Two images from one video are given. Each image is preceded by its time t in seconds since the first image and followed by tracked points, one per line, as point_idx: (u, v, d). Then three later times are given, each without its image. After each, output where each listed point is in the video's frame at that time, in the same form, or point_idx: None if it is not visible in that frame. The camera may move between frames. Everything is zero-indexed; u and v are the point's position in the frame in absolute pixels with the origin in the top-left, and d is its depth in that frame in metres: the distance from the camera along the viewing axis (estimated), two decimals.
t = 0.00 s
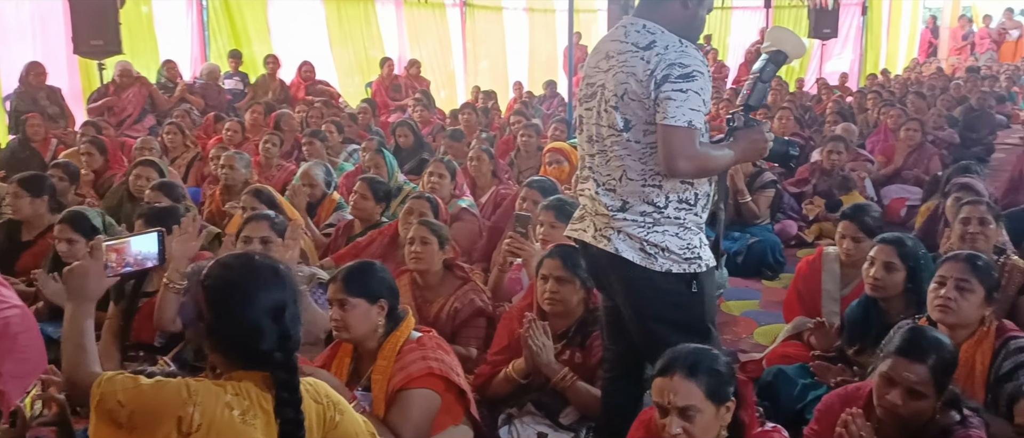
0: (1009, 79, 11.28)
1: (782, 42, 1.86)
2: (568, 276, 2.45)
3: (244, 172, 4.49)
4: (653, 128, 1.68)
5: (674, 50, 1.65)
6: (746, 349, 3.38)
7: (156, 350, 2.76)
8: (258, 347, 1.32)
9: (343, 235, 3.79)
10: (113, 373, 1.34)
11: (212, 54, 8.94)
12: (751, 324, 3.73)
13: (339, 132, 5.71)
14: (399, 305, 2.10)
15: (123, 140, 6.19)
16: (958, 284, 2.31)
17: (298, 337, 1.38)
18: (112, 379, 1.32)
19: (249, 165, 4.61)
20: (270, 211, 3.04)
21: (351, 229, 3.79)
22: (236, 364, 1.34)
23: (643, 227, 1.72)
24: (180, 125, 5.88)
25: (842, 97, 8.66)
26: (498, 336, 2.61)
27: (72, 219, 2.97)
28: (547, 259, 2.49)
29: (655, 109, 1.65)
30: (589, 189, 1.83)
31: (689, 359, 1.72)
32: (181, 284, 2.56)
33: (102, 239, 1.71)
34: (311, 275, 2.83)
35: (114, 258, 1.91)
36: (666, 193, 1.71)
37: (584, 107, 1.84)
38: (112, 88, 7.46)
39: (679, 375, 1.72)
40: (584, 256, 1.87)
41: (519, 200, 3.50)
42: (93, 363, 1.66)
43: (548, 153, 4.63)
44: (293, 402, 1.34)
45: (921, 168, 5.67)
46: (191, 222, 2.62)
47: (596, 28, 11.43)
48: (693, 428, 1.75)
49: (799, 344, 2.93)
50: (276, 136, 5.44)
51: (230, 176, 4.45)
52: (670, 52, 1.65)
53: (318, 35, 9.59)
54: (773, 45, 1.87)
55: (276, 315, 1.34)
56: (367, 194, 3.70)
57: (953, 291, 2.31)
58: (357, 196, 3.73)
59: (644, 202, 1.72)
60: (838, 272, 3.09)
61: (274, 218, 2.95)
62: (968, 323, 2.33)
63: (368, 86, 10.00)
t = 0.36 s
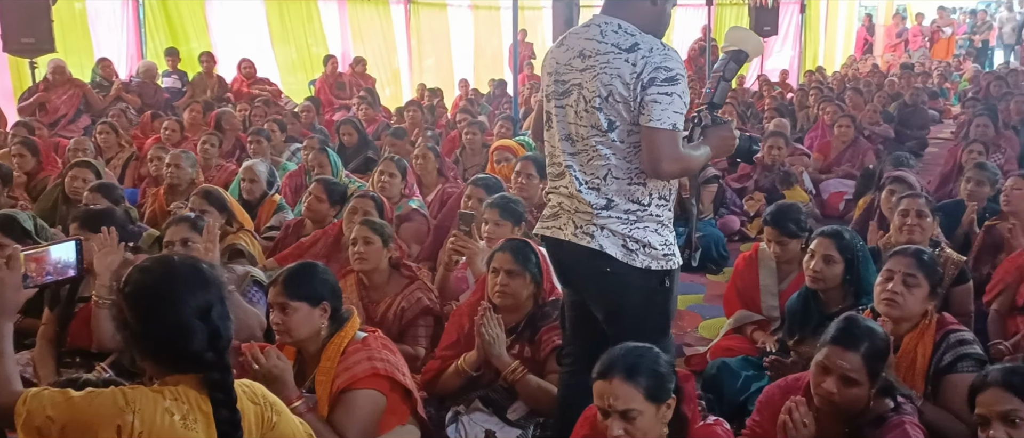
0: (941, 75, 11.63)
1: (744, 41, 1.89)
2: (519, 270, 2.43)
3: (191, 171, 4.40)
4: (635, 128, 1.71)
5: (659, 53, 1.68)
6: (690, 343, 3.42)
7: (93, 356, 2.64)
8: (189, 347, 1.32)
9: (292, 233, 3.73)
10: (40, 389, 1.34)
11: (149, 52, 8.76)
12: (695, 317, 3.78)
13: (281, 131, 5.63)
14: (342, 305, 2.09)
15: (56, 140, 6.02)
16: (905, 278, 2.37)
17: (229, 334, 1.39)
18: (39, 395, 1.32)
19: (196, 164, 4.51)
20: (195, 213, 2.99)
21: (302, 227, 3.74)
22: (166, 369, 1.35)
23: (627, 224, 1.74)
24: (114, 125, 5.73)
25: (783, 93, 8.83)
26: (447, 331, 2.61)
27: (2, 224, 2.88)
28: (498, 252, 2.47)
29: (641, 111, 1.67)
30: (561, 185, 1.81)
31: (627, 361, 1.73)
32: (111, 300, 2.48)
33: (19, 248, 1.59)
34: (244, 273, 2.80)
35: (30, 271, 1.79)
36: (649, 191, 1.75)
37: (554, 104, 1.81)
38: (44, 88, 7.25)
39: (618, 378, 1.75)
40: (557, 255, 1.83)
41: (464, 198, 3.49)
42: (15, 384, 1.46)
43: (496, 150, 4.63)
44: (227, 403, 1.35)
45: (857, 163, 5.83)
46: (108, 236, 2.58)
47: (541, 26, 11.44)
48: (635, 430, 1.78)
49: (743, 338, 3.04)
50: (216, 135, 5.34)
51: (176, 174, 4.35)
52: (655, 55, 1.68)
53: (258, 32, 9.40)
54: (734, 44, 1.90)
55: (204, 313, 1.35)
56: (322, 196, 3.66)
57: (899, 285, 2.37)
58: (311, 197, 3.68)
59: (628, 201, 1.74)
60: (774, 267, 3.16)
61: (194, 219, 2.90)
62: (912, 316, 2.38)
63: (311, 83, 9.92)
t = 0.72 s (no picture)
0: (878, 71, 11.93)
1: (709, 41, 2.08)
2: (473, 265, 2.43)
3: (142, 174, 4.32)
4: (614, 128, 1.77)
5: (641, 56, 1.75)
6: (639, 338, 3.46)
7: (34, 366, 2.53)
8: (133, 353, 1.34)
9: (239, 237, 3.68)
10: None
11: (86, 53, 8.59)
12: (644, 313, 3.82)
13: (224, 132, 5.54)
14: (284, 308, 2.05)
15: None
16: (846, 269, 2.43)
17: (175, 336, 1.42)
18: None
19: (147, 167, 4.44)
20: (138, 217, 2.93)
21: (249, 231, 3.69)
22: (112, 377, 1.36)
23: (605, 221, 1.81)
24: (51, 129, 5.59)
25: (726, 90, 8.96)
26: (400, 327, 2.60)
27: None
28: (452, 249, 2.47)
29: (624, 113, 1.74)
30: (535, 182, 1.84)
31: (574, 355, 1.76)
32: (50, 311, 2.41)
33: None
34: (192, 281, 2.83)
35: None
36: (624, 189, 1.83)
37: (528, 100, 1.84)
38: None
39: (565, 372, 1.77)
40: (530, 251, 1.87)
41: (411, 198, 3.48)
42: None
43: (444, 148, 4.62)
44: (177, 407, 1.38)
45: (798, 157, 5.95)
46: (45, 246, 2.55)
47: (489, 25, 11.44)
48: (583, 423, 1.80)
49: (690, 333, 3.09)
50: (158, 137, 5.24)
51: (128, 178, 4.27)
52: (637, 59, 1.74)
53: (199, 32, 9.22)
54: (699, 43, 2.08)
55: (147, 317, 1.37)
56: (268, 199, 3.65)
57: (841, 276, 2.43)
58: (257, 201, 3.67)
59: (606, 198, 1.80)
60: (718, 261, 3.21)
61: (137, 224, 2.85)
62: (852, 307, 2.44)
63: (255, 84, 9.76)
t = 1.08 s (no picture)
0: (812, 67, 12.23)
1: (656, 43, 2.28)
2: (415, 266, 2.43)
3: (78, 180, 4.22)
4: (575, 129, 1.89)
5: (604, 61, 1.88)
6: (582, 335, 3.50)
7: None
8: (94, 359, 1.46)
9: (166, 244, 3.66)
10: None
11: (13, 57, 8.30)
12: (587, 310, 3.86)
13: (158, 136, 5.42)
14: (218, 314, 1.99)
15: None
16: (770, 261, 2.48)
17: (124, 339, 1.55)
18: None
19: (81, 173, 4.33)
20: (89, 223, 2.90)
21: (176, 237, 3.66)
22: (69, 386, 1.46)
23: (563, 218, 1.92)
24: None
25: (664, 87, 9.09)
26: (342, 329, 2.58)
27: None
28: (394, 249, 2.46)
29: (589, 114, 1.87)
30: (493, 179, 1.91)
31: (515, 348, 1.79)
32: None
33: None
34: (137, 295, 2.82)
35: None
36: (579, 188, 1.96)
37: (485, 99, 1.89)
38: None
39: (506, 364, 1.79)
40: (489, 248, 1.95)
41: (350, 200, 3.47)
42: None
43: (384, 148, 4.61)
44: (134, 406, 1.55)
45: (735, 152, 6.08)
46: None
47: (429, 24, 11.39)
48: (524, 415, 1.80)
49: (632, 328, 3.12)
50: (90, 142, 5.12)
51: (63, 183, 4.17)
52: (601, 63, 1.87)
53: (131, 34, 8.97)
54: (648, 46, 2.26)
55: (106, 324, 1.49)
56: (190, 200, 3.54)
57: (765, 268, 2.48)
58: (178, 202, 3.56)
59: (565, 196, 1.92)
60: (661, 257, 3.27)
61: (90, 230, 2.81)
62: (779, 297, 2.51)
63: (191, 86, 9.56)
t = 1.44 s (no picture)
0: (748, 63, 12.47)
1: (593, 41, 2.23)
2: (349, 270, 2.39)
3: None
4: (518, 125, 1.90)
5: (542, 57, 1.89)
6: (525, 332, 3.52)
7: None
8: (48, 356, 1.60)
9: (94, 250, 3.56)
10: None
11: None
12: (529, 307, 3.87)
13: (88, 138, 5.27)
14: (142, 323, 1.94)
15: None
16: (703, 256, 2.53)
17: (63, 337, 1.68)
18: None
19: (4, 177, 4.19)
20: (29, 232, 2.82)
21: (103, 243, 3.57)
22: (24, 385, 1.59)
23: (511, 211, 1.93)
24: None
25: (604, 84, 9.17)
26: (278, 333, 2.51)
27: None
28: (329, 253, 2.43)
29: (531, 109, 1.88)
30: (441, 179, 1.90)
31: (451, 344, 1.79)
32: None
33: None
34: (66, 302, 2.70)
35: None
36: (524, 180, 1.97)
37: (429, 101, 1.88)
38: None
39: (443, 360, 1.79)
40: (437, 246, 1.94)
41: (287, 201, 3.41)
42: None
43: (321, 149, 4.55)
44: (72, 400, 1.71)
45: (673, 148, 6.17)
46: None
47: (368, 22, 11.29)
48: (461, 410, 1.79)
49: (573, 324, 3.14)
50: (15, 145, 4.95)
51: None
52: (539, 59, 1.88)
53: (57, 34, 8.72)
54: (585, 42, 2.24)
55: (50, 320, 1.63)
56: (115, 204, 3.45)
57: (699, 262, 2.52)
58: (103, 207, 3.46)
59: (511, 190, 1.93)
60: (603, 251, 3.29)
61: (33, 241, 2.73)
62: (714, 290, 2.55)
63: (122, 86, 9.32)
